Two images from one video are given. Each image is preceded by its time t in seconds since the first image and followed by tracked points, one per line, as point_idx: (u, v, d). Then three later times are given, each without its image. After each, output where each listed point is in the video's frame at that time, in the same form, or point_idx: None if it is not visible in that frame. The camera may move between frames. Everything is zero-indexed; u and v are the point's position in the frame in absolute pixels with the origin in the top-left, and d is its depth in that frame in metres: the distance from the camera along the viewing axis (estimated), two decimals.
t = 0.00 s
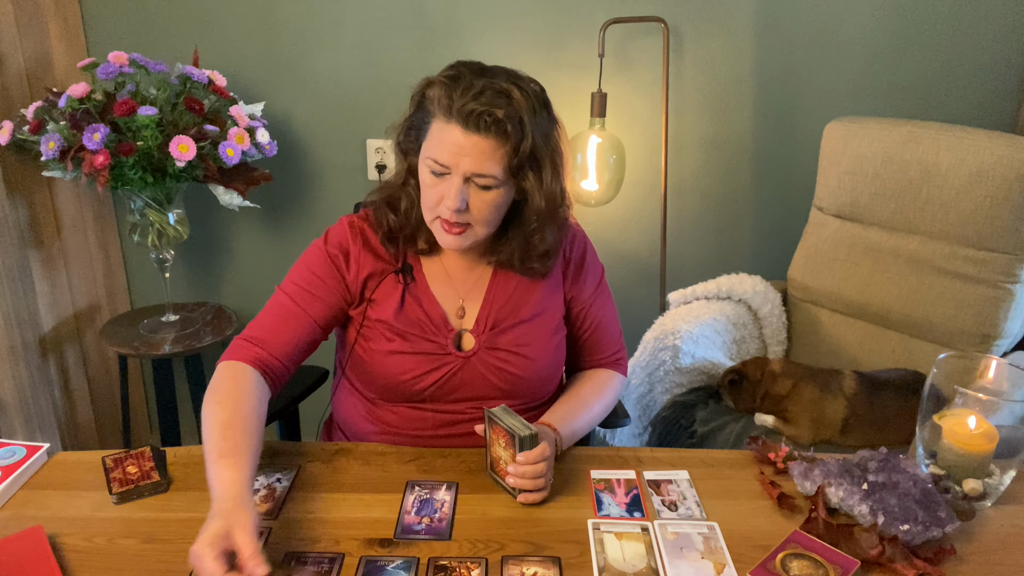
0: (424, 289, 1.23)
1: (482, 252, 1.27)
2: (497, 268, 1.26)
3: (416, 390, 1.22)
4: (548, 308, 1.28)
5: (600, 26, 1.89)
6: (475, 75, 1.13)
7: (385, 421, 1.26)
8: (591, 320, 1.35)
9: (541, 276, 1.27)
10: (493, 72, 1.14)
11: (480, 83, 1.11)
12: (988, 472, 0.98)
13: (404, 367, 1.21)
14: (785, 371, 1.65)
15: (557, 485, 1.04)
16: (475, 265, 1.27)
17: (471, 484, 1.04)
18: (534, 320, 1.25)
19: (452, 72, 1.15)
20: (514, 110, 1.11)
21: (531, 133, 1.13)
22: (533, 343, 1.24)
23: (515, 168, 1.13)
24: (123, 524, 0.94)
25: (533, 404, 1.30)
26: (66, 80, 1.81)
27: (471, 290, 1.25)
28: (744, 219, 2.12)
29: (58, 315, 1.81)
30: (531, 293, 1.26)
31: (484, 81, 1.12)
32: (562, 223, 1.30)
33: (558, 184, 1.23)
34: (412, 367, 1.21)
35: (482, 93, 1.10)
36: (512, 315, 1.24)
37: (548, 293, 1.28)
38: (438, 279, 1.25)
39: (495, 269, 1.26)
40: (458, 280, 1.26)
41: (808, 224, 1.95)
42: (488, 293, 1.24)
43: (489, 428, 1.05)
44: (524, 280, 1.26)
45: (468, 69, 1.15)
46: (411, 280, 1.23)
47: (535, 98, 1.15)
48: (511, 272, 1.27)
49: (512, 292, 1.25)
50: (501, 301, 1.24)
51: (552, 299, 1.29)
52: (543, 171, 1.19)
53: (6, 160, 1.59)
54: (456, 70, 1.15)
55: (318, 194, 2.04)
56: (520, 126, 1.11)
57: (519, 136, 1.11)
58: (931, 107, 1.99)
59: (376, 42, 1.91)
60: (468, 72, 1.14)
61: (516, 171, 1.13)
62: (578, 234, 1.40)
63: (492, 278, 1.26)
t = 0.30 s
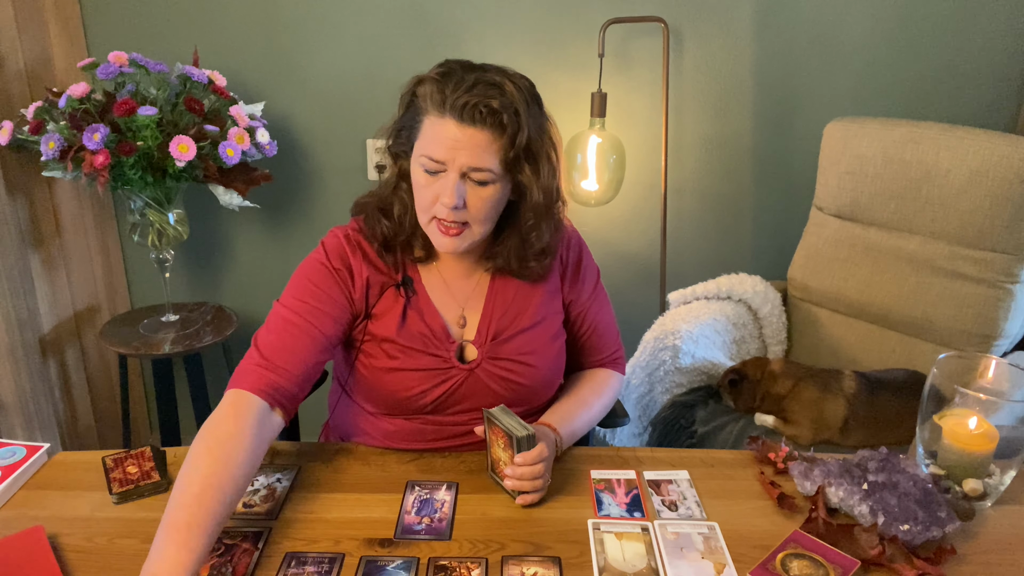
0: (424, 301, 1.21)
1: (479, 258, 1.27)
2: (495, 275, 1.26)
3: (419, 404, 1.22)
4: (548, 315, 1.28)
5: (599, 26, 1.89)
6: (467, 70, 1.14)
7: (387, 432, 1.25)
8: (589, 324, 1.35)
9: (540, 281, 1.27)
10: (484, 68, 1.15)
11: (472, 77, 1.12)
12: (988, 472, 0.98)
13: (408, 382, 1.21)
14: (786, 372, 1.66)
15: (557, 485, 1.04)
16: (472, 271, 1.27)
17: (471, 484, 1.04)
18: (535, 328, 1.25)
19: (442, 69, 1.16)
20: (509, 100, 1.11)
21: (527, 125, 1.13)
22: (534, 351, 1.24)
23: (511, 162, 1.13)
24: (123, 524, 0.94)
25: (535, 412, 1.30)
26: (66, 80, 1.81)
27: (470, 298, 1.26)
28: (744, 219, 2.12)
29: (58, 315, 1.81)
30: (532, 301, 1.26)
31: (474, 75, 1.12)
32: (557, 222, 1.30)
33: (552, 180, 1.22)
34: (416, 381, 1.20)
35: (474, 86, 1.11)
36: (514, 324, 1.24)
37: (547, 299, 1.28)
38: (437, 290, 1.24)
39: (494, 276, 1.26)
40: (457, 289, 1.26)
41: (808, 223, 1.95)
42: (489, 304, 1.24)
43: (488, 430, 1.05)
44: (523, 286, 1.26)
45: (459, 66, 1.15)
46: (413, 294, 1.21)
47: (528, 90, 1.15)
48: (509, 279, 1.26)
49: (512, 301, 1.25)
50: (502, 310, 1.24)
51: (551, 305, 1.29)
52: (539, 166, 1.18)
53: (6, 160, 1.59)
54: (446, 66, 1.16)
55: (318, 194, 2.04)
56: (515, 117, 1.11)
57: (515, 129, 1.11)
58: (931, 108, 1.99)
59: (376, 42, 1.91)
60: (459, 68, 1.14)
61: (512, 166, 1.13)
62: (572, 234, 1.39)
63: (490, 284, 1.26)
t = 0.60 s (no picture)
0: (415, 302, 1.21)
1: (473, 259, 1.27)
2: (491, 276, 1.26)
3: (410, 403, 1.22)
4: (542, 316, 1.28)
5: (599, 26, 1.89)
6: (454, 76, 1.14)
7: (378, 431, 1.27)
8: (585, 325, 1.35)
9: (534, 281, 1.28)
10: (468, 72, 1.15)
11: (463, 82, 1.12)
12: (988, 472, 0.98)
13: (398, 381, 1.21)
14: (786, 372, 1.66)
15: (556, 485, 1.04)
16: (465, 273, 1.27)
17: (471, 484, 1.04)
18: (528, 329, 1.25)
19: (426, 77, 1.15)
20: (503, 100, 1.13)
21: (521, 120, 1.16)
22: (529, 352, 1.24)
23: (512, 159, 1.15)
24: (123, 524, 0.94)
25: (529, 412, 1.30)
26: (66, 80, 1.81)
27: (463, 300, 1.25)
28: (744, 219, 2.12)
29: (58, 315, 1.81)
30: (526, 303, 1.26)
31: (464, 80, 1.13)
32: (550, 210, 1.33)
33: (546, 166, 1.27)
34: (406, 381, 1.20)
35: (467, 92, 1.11)
36: (507, 325, 1.24)
37: (541, 300, 1.28)
38: (428, 291, 1.24)
39: (488, 275, 1.26)
40: (449, 291, 1.25)
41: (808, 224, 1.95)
42: (481, 304, 1.23)
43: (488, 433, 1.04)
44: (516, 289, 1.26)
45: (443, 72, 1.15)
46: (401, 294, 1.22)
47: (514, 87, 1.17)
48: (503, 280, 1.26)
49: (505, 302, 1.24)
50: (495, 312, 1.23)
51: (545, 306, 1.29)
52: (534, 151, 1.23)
53: (6, 160, 1.59)
54: (429, 74, 1.15)
55: (318, 194, 2.04)
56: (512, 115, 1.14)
57: (514, 123, 1.14)
58: (931, 108, 1.99)
59: (376, 42, 1.91)
60: (444, 74, 1.14)
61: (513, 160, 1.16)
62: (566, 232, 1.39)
63: (484, 286, 1.25)
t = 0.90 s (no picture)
0: (413, 291, 1.23)
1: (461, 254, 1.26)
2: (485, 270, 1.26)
3: (411, 393, 1.23)
4: (539, 308, 1.28)
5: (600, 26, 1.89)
6: (410, 72, 1.12)
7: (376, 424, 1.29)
8: (584, 320, 1.35)
9: (524, 275, 1.27)
10: (430, 69, 1.12)
11: (412, 79, 1.10)
12: (988, 472, 0.98)
13: (397, 370, 1.22)
14: (785, 372, 1.66)
15: (556, 485, 1.04)
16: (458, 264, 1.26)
17: (472, 484, 1.04)
18: (525, 320, 1.26)
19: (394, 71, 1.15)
20: (441, 105, 1.07)
21: (462, 126, 1.08)
22: (525, 343, 1.25)
23: (455, 163, 1.09)
24: (123, 524, 0.94)
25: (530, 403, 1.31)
26: (66, 80, 1.81)
27: (460, 290, 1.26)
28: (744, 219, 2.12)
29: (58, 315, 1.81)
30: (522, 295, 1.27)
31: (414, 77, 1.11)
32: (519, 215, 1.23)
33: (501, 180, 1.15)
34: (405, 370, 1.22)
35: (410, 89, 1.09)
36: (504, 315, 1.25)
37: (537, 292, 1.29)
38: (426, 280, 1.25)
39: (484, 271, 1.25)
40: (444, 279, 1.26)
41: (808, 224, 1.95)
42: (477, 294, 1.25)
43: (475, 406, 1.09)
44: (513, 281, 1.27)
45: (408, 67, 1.14)
46: (398, 281, 1.24)
47: (469, 89, 1.10)
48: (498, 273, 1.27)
49: (502, 293, 1.26)
50: (491, 302, 1.24)
51: (542, 298, 1.29)
52: (486, 156, 1.12)
53: (5, 160, 1.59)
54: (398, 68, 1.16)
55: (318, 194, 2.04)
56: (446, 120, 1.07)
57: (445, 131, 1.07)
58: (931, 108, 2.00)
59: (376, 42, 1.91)
60: (404, 69, 1.13)
61: (455, 165, 1.09)
62: (566, 230, 1.38)
63: (480, 278, 1.26)
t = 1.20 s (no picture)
0: (408, 283, 1.24)
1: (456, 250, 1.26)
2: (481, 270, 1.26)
3: (404, 384, 1.24)
4: (536, 308, 1.28)
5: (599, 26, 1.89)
6: (405, 75, 1.13)
7: (375, 419, 1.29)
8: (583, 321, 1.35)
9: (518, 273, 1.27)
10: (424, 72, 1.13)
11: (403, 82, 1.11)
12: (988, 472, 0.98)
13: (391, 360, 1.22)
14: (786, 372, 1.66)
15: (556, 485, 1.04)
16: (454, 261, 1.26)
17: (471, 484, 1.04)
18: (521, 318, 1.25)
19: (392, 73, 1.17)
20: (428, 110, 1.08)
21: (448, 131, 1.08)
22: (522, 341, 1.25)
23: (441, 168, 1.10)
24: (123, 524, 0.94)
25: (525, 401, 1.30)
26: (66, 80, 1.81)
27: (455, 285, 1.26)
28: (744, 220, 2.12)
29: (58, 315, 1.81)
30: (517, 293, 1.26)
31: (407, 80, 1.11)
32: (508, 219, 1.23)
33: (485, 185, 1.14)
34: (399, 361, 1.22)
35: (401, 93, 1.10)
36: (499, 313, 1.24)
37: (533, 291, 1.28)
38: (421, 275, 1.25)
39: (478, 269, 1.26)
40: (440, 274, 1.26)
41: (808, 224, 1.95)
42: (473, 291, 1.24)
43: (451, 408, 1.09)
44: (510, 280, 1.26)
45: (404, 68, 1.15)
46: (393, 274, 1.25)
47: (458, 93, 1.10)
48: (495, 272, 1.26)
49: (498, 290, 1.25)
50: (488, 298, 1.24)
51: (538, 298, 1.29)
52: (471, 161, 1.12)
53: (6, 160, 1.59)
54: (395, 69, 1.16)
55: (318, 194, 2.04)
56: (432, 125, 1.08)
57: (431, 136, 1.08)
58: (931, 108, 1.99)
59: (376, 42, 1.91)
60: (399, 71, 1.14)
61: (441, 170, 1.10)
62: (568, 230, 1.38)
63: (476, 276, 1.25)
